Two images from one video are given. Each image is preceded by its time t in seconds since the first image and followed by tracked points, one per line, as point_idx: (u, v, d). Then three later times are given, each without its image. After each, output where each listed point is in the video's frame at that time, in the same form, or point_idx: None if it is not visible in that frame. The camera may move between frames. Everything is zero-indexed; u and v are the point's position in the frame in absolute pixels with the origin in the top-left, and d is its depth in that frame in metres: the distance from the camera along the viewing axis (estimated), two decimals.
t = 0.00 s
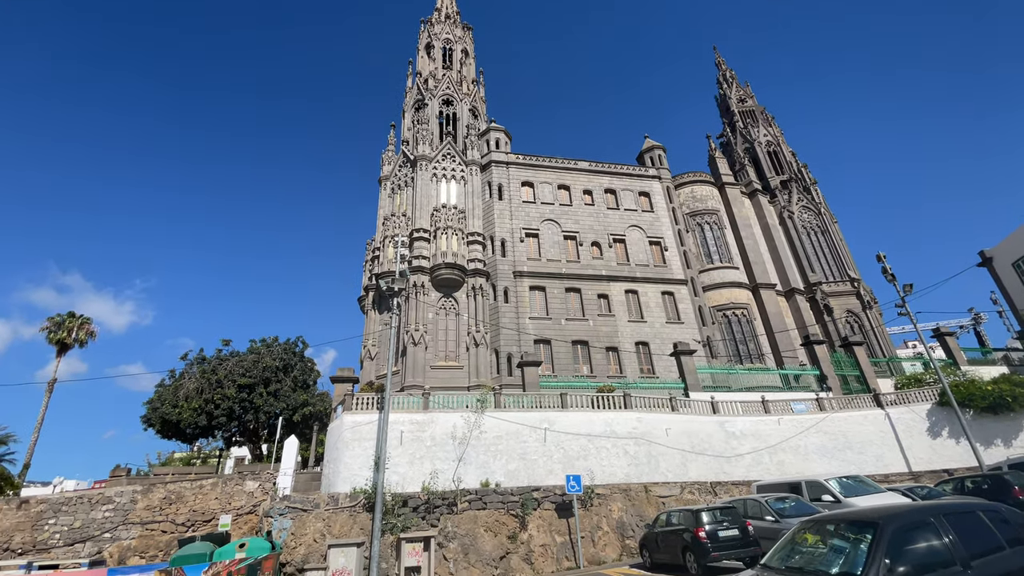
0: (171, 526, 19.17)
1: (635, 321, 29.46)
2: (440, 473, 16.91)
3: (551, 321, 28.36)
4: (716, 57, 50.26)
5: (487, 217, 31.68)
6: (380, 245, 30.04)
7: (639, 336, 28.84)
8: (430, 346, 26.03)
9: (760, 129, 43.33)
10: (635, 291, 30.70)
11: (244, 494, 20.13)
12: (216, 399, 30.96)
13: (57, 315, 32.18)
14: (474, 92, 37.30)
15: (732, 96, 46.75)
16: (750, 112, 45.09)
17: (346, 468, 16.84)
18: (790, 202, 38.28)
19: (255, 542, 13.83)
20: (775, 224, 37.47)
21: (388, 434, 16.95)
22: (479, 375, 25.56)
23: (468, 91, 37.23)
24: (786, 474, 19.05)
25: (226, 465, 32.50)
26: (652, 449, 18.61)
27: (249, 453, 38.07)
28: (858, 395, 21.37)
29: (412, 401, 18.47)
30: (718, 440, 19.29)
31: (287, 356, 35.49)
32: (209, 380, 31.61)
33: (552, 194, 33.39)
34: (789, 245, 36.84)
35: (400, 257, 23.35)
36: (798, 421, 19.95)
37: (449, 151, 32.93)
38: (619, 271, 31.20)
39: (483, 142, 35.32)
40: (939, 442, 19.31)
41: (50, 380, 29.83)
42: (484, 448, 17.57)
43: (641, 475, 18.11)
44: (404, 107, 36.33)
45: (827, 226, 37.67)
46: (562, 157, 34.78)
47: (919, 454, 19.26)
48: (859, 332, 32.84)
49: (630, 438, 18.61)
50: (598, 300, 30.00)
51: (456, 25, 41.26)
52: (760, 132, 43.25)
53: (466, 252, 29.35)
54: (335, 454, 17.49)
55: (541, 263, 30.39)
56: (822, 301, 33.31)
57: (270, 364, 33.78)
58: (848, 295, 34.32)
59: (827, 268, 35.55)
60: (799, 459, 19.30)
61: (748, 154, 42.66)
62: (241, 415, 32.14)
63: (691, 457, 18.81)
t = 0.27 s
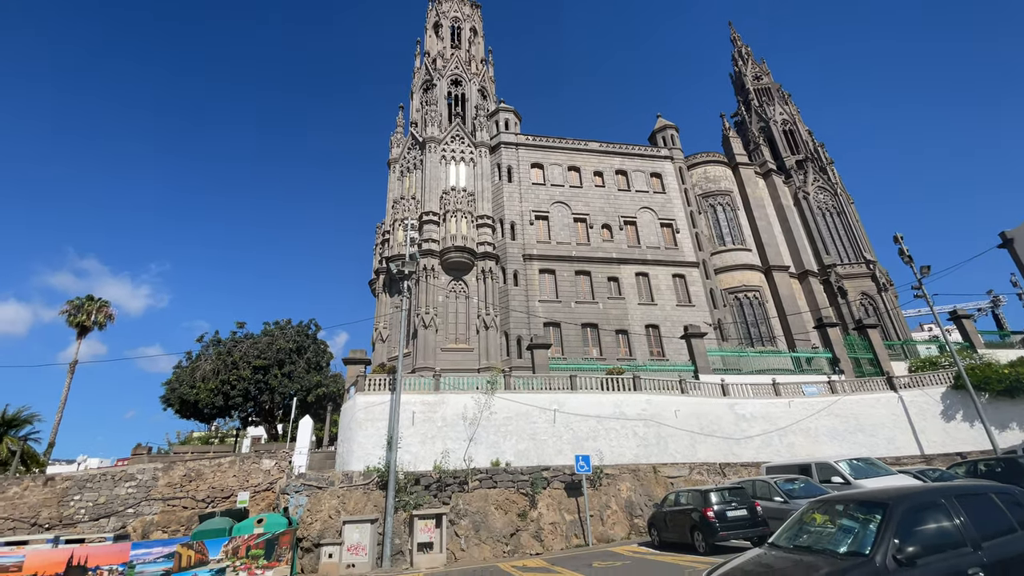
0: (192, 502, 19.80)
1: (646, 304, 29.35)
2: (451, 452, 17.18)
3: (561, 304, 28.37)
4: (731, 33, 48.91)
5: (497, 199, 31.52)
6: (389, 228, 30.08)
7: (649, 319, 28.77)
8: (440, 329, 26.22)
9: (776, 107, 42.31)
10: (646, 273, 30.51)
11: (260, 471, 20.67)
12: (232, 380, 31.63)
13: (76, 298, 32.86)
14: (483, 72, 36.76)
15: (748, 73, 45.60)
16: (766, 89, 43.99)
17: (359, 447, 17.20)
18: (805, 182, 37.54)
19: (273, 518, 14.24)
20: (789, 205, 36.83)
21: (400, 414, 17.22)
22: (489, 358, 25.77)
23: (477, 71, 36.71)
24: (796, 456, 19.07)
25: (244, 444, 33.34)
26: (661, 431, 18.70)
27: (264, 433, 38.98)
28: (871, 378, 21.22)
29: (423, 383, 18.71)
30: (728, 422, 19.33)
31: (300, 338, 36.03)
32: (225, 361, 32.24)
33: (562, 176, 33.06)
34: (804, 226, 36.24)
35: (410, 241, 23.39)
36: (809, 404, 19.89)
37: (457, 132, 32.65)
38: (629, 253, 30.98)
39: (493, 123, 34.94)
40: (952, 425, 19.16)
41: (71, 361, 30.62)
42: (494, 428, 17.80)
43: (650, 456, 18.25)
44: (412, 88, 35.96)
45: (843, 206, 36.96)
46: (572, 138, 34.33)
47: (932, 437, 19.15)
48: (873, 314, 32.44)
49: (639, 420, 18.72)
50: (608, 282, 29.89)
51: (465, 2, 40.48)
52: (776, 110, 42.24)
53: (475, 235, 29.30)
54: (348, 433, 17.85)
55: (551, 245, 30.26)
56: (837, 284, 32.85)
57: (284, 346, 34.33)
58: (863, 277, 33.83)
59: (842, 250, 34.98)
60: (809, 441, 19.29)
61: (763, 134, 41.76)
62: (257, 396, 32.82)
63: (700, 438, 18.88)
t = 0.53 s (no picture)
0: (213, 477, 20.45)
1: (658, 286, 29.16)
2: (463, 431, 17.46)
3: (572, 286, 28.30)
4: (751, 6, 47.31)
5: (508, 180, 31.27)
6: (401, 210, 30.09)
7: (661, 301, 28.62)
8: (452, 310, 26.38)
9: (796, 83, 41.07)
10: (659, 255, 30.25)
11: (278, 448, 21.23)
12: (249, 359, 32.32)
13: (97, 279, 33.60)
14: (494, 49, 36.13)
15: (767, 47, 44.21)
16: (786, 65, 42.68)
17: (374, 425, 17.54)
18: (824, 161, 36.62)
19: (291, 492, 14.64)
20: (808, 184, 36.02)
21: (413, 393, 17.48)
22: (501, 339, 25.92)
23: (488, 48, 36.08)
24: (808, 438, 19.03)
25: (262, 421, 34.20)
26: (672, 412, 18.77)
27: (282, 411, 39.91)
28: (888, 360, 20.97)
29: (436, 363, 18.92)
30: (739, 404, 19.31)
31: (315, 319, 36.55)
32: (242, 340, 32.90)
33: (575, 156, 32.64)
34: (822, 206, 35.48)
35: (421, 222, 23.39)
36: (823, 386, 19.77)
37: (469, 112, 32.28)
38: (642, 235, 30.68)
39: (504, 102, 34.47)
40: (969, 409, 18.91)
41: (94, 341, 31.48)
42: (506, 408, 18.00)
43: (661, 436, 18.36)
44: (423, 67, 35.51)
45: (864, 186, 36.06)
46: (585, 116, 33.76)
47: (948, 421, 18.95)
48: (891, 296, 31.89)
49: (650, 401, 18.78)
50: (620, 264, 29.69)
51: None
52: (795, 86, 41.02)
53: (487, 216, 29.20)
54: (363, 411, 18.19)
55: (563, 227, 30.06)
56: (854, 266, 32.27)
57: (299, 326, 34.89)
58: (882, 259, 33.18)
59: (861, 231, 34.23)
60: (822, 423, 19.22)
61: (781, 111, 40.67)
62: (274, 374, 33.52)
63: (711, 420, 18.92)
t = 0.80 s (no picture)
0: (238, 450, 21.16)
1: (676, 267, 28.81)
2: (479, 409, 17.70)
3: (589, 267, 28.12)
4: None
5: (524, 159, 30.94)
6: (416, 190, 30.05)
7: (679, 283, 28.30)
8: (468, 291, 26.49)
9: (824, 56, 39.51)
10: (677, 235, 29.80)
11: (300, 424, 21.83)
12: (270, 337, 33.06)
13: (123, 259, 34.47)
14: (510, 24, 35.37)
15: (794, 19, 42.49)
16: (813, 37, 41.03)
17: (392, 402, 17.89)
18: (851, 138, 35.39)
19: (313, 466, 15.08)
20: (833, 162, 34.92)
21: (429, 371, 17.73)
22: (516, 319, 26.02)
23: (504, 23, 35.34)
24: (826, 421, 18.85)
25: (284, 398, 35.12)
26: (687, 393, 18.73)
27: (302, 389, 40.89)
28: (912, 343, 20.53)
29: (452, 342, 19.09)
30: (757, 385, 19.18)
31: (334, 299, 37.09)
32: (264, 319, 33.64)
33: (592, 134, 32.06)
34: (848, 185, 34.41)
35: (437, 202, 23.34)
36: (843, 368, 19.49)
37: (484, 89, 31.85)
38: (660, 215, 30.21)
39: (520, 79, 33.88)
40: (995, 393, 18.44)
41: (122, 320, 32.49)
42: (521, 387, 18.17)
43: (676, 417, 18.37)
44: (438, 44, 35.01)
45: (893, 164, 34.82)
46: (603, 93, 33.05)
47: (973, 405, 18.55)
48: (918, 278, 31.04)
49: (665, 382, 18.76)
50: (637, 245, 29.35)
51: None
52: (823, 59, 39.47)
53: (502, 197, 29.00)
54: (381, 389, 18.54)
55: (579, 206, 29.74)
56: (880, 246, 31.39)
57: (318, 306, 35.47)
58: (909, 239, 32.22)
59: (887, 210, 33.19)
60: (841, 406, 18.99)
61: (808, 86, 39.26)
62: (294, 353, 34.28)
63: (727, 401, 18.84)
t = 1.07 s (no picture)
0: (270, 425, 21.98)
1: (701, 248, 28.28)
2: (500, 388, 17.93)
3: (611, 248, 27.82)
4: None
5: (546, 138, 30.48)
6: (438, 171, 30.04)
7: (703, 264, 27.81)
8: (489, 272, 26.58)
9: (862, 25, 37.51)
10: (703, 215, 29.16)
11: (328, 400, 22.51)
12: (298, 317, 33.94)
13: (157, 242, 35.64)
14: None
15: None
16: (851, 5, 38.92)
17: (415, 380, 18.26)
18: (890, 112, 33.75)
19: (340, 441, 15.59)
20: (870, 138, 33.42)
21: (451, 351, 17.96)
22: (537, 301, 26.02)
23: None
24: (854, 405, 18.47)
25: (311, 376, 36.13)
26: (711, 375, 18.56)
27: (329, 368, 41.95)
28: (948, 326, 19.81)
29: (473, 323, 19.26)
30: (782, 368, 18.87)
31: (359, 280, 37.70)
32: (291, 300, 34.54)
33: (616, 111, 31.34)
34: (885, 161, 32.94)
35: (458, 183, 23.28)
36: (873, 351, 18.98)
37: (505, 67, 31.37)
38: (685, 194, 29.57)
39: (542, 56, 33.19)
40: None
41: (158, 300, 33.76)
42: (542, 367, 18.28)
43: (698, 399, 18.28)
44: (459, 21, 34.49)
45: (934, 139, 33.13)
46: (627, 69, 32.16)
47: (1011, 391, 17.85)
48: (957, 259, 29.80)
49: (688, 363, 18.61)
50: (661, 225, 28.84)
51: None
52: (861, 29, 37.49)
53: (524, 177, 28.77)
54: (405, 368, 18.91)
55: (602, 186, 29.30)
56: (917, 226, 30.13)
57: (343, 287, 36.14)
58: (949, 218, 30.84)
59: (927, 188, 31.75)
60: (871, 390, 18.56)
61: (844, 57, 37.42)
62: (321, 332, 35.13)
63: (751, 383, 18.62)
